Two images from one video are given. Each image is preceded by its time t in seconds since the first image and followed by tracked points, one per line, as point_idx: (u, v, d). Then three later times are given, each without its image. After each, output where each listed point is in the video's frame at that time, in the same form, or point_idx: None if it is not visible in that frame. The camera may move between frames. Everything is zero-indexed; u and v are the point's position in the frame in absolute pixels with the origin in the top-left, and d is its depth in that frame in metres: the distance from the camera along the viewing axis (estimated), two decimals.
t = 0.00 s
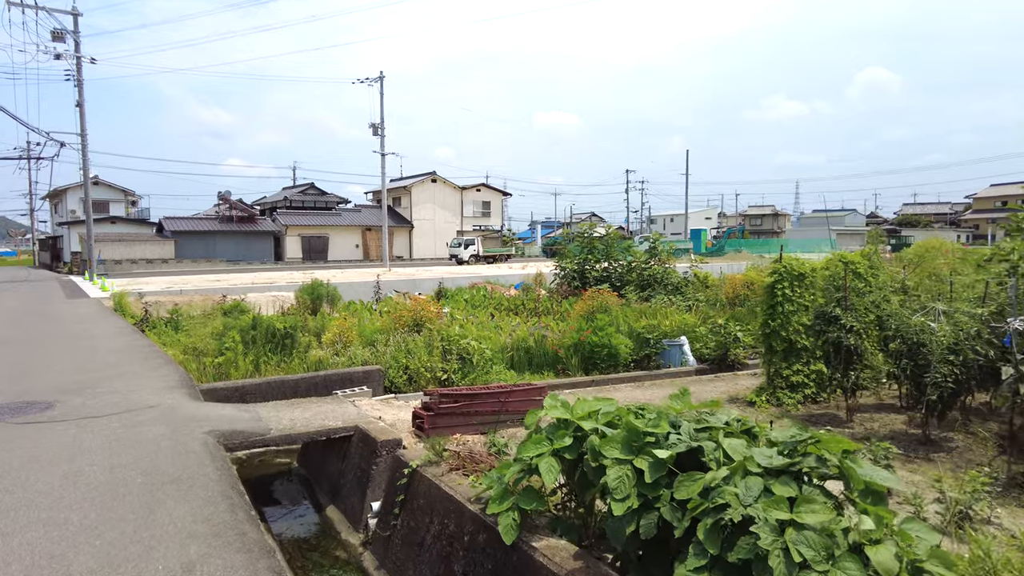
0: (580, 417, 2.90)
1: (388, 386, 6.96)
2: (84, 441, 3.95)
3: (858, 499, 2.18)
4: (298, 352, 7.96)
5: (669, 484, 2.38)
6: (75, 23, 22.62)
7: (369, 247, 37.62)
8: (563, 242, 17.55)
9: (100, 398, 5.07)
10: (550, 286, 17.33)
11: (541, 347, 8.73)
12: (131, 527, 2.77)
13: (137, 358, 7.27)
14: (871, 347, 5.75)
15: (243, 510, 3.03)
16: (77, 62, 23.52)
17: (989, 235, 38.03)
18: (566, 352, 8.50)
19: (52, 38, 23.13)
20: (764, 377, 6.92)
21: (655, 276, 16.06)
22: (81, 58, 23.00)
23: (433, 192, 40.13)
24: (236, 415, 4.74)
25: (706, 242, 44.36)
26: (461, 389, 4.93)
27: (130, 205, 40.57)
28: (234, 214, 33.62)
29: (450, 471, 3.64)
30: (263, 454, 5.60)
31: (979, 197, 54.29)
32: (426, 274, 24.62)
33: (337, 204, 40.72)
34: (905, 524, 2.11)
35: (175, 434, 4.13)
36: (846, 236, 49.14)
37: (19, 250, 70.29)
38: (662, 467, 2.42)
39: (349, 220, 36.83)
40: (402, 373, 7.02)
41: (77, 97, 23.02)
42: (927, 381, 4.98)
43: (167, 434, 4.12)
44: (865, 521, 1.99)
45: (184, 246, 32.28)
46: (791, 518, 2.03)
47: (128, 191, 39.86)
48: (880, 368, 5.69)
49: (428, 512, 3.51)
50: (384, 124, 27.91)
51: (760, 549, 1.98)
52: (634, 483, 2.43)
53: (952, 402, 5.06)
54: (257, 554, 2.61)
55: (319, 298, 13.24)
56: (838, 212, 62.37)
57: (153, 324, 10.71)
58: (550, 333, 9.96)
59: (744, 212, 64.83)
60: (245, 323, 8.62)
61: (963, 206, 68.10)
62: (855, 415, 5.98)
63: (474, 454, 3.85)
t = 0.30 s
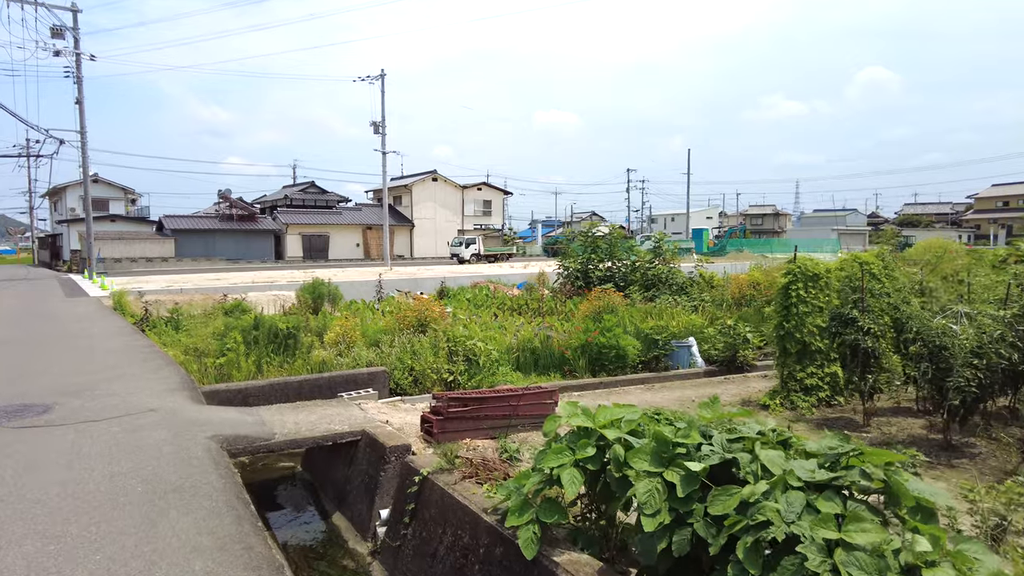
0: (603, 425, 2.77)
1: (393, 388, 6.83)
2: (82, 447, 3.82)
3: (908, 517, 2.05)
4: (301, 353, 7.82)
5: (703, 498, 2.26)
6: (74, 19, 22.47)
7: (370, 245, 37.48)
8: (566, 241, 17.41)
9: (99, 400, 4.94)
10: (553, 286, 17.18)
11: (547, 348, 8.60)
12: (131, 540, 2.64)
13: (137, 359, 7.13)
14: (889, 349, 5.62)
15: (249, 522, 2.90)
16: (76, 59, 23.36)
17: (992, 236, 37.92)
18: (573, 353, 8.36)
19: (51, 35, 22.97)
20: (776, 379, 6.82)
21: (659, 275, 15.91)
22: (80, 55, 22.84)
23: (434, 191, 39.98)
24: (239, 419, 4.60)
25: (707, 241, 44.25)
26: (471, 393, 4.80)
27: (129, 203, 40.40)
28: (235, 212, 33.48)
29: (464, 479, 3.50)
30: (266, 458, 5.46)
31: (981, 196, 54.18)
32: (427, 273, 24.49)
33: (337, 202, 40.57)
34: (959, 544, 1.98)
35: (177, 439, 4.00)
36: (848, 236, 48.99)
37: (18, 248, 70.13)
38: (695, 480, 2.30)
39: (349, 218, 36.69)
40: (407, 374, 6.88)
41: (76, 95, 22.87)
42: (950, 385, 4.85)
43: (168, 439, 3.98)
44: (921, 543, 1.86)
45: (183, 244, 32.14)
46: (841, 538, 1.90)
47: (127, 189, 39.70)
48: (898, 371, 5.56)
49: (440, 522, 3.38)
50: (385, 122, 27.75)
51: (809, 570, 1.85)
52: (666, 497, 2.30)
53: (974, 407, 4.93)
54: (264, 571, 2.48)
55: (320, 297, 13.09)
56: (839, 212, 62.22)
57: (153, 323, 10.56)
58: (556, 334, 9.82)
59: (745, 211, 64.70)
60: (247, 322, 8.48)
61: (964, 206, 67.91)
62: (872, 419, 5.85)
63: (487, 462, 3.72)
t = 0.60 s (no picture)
0: (640, 434, 2.62)
1: (404, 391, 6.67)
2: (87, 453, 3.66)
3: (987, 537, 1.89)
4: (308, 355, 7.66)
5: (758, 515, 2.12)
6: (78, 18, 22.40)
7: (373, 246, 37.36)
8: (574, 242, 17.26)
9: (103, 404, 4.78)
10: (559, 287, 17.03)
11: (558, 351, 8.45)
12: (140, 556, 2.49)
13: (141, 361, 6.97)
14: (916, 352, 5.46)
15: (264, 537, 2.74)
16: (79, 58, 23.28)
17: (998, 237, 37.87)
18: (585, 356, 8.19)
19: (55, 35, 22.89)
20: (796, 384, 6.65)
21: (668, 277, 15.75)
22: (84, 55, 22.75)
23: (437, 192, 39.86)
24: (249, 424, 4.44)
25: (712, 243, 44.09)
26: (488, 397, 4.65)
27: (132, 204, 40.32)
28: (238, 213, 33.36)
29: (486, 489, 3.35)
30: (275, 464, 5.30)
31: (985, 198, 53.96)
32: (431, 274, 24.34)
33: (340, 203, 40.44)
34: None
35: (185, 445, 3.84)
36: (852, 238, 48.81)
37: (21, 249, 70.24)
38: (747, 495, 2.16)
39: (352, 220, 36.56)
40: (418, 377, 6.72)
41: (80, 95, 22.78)
42: (984, 391, 4.68)
43: (176, 445, 3.83)
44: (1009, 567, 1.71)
45: (186, 245, 32.03)
46: (921, 561, 1.75)
47: (130, 190, 39.62)
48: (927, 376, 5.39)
49: (463, 534, 3.22)
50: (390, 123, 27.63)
51: None
52: (718, 513, 2.15)
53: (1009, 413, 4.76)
54: None
55: (325, 298, 12.93)
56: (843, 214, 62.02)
57: (157, 324, 10.42)
58: (566, 336, 9.66)
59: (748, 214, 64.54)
60: (253, 323, 8.32)
61: (967, 208, 67.79)
62: (898, 425, 5.68)
63: (510, 471, 3.56)
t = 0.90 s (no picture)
0: (678, 454, 2.52)
1: (414, 398, 6.53)
2: (94, 466, 3.53)
3: None
4: (315, 359, 7.52)
5: (814, 546, 2.00)
6: (82, 18, 22.29)
7: (376, 247, 37.24)
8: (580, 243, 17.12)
9: (109, 413, 4.65)
10: (565, 289, 16.89)
11: (568, 355, 8.32)
12: None
13: (146, 367, 6.84)
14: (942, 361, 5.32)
15: (282, 560, 2.61)
16: (83, 58, 23.18)
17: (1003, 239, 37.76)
18: (597, 362, 8.05)
19: (59, 34, 22.78)
20: (816, 391, 6.50)
21: (675, 279, 15.60)
22: (88, 55, 22.64)
23: (441, 193, 39.75)
24: (260, 435, 4.31)
25: (715, 245, 43.90)
26: (504, 407, 4.52)
27: (134, 204, 40.21)
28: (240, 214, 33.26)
29: (510, 506, 3.21)
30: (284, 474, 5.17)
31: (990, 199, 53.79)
32: (436, 275, 24.21)
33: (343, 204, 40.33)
34: None
35: (195, 458, 3.71)
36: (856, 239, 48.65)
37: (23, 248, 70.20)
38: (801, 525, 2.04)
39: (355, 220, 36.45)
40: (428, 383, 6.59)
41: (83, 95, 22.69)
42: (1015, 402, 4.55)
43: (185, 457, 3.69)
44: None
45: (189, 245, 31.92)
46: None
47: (133, 190, 39.55)
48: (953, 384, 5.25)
49: (486, 554, 3.09)
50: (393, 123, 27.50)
51: None
52: (770, 542, 2.03)
53: None
54: None
55: (330, 300, 12.81)
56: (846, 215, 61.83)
57: (161, 327, 10.29)
58: (575, 340, 9.52)
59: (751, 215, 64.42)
60: (259, 327, 8.19)
61: (972, 211, 67.49)
62: (922, 434, 5.54)
63: (532, 487, 3.42)
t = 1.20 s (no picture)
0: (711, 467, 2.38)
1: (420, 402, 6.36)
2: (88, 476, 3.36)
3: None
4: (318, 361, 7.36)
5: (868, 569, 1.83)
6: (82, 18, 22.17)
7: (377, 247, 37.09)
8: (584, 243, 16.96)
9: (105, 419, 4.48)
10: (570, 290, 16.72)
11: (576, 357, 8.15)
12: None
13: (145, 370, 6.68)
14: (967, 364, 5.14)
15: None
16: (83, 58, 23.05)
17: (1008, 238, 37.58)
18: (607, 364, 7.88)
19: (59, 34, 22.66)
20: (833, 394, 6.31)
21: (681, 280, 15.43)
22: (88, 55, 22.51)
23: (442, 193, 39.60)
24: (262, 442, 4.14)
25: (718, 244, 43.70)
26: (516, 413, 4.35)
27: (135, 205, 40.08)
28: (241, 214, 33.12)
29: (526, 520, 3.05)
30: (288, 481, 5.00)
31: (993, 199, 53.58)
32: (438, 276, 24.04)
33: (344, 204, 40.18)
34: None
35: (194, 467, 3.54)
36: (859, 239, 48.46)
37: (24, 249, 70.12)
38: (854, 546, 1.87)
39: (357, 221, 36.30)
40: (435, 387, 6.41)
41: (84, 95, 22.55)
42: None
43: (184, 467, 3.52)
44: None
45: (190, 246, 31.78)
46: None
47: (134, 190, 39.44)
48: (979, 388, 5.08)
49: (501, 570, 2.92)
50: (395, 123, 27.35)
51: None
52: (821, 565, 1.87)
53: None
54: None
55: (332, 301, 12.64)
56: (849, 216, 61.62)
57: (161, 328, 10.13)
58: (582, 342, 9.35)
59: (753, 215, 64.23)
60: (261, 328, 8.02)
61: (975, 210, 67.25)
62: (945, 438, 5.37)
63: (549, 498, 3.25)
